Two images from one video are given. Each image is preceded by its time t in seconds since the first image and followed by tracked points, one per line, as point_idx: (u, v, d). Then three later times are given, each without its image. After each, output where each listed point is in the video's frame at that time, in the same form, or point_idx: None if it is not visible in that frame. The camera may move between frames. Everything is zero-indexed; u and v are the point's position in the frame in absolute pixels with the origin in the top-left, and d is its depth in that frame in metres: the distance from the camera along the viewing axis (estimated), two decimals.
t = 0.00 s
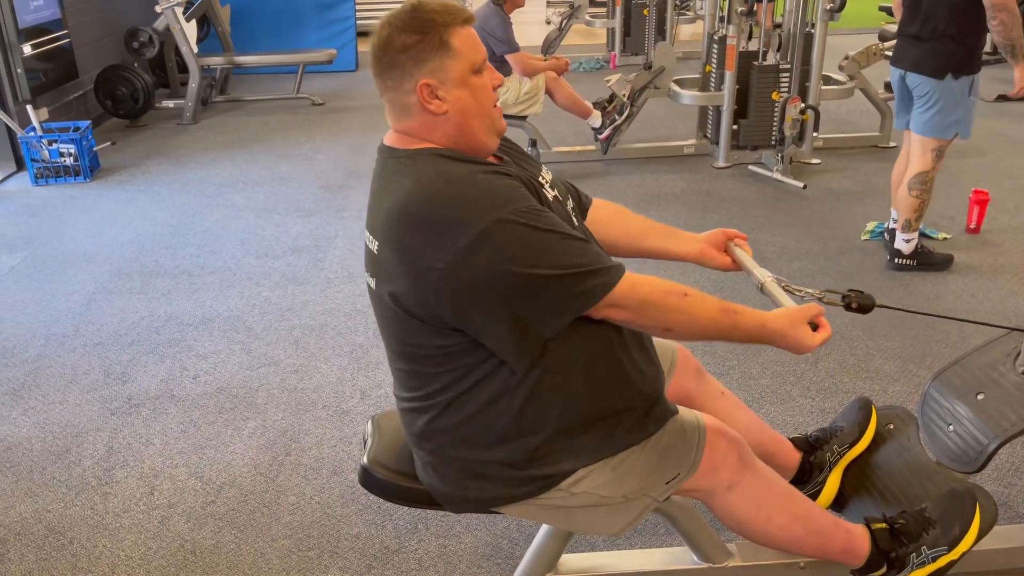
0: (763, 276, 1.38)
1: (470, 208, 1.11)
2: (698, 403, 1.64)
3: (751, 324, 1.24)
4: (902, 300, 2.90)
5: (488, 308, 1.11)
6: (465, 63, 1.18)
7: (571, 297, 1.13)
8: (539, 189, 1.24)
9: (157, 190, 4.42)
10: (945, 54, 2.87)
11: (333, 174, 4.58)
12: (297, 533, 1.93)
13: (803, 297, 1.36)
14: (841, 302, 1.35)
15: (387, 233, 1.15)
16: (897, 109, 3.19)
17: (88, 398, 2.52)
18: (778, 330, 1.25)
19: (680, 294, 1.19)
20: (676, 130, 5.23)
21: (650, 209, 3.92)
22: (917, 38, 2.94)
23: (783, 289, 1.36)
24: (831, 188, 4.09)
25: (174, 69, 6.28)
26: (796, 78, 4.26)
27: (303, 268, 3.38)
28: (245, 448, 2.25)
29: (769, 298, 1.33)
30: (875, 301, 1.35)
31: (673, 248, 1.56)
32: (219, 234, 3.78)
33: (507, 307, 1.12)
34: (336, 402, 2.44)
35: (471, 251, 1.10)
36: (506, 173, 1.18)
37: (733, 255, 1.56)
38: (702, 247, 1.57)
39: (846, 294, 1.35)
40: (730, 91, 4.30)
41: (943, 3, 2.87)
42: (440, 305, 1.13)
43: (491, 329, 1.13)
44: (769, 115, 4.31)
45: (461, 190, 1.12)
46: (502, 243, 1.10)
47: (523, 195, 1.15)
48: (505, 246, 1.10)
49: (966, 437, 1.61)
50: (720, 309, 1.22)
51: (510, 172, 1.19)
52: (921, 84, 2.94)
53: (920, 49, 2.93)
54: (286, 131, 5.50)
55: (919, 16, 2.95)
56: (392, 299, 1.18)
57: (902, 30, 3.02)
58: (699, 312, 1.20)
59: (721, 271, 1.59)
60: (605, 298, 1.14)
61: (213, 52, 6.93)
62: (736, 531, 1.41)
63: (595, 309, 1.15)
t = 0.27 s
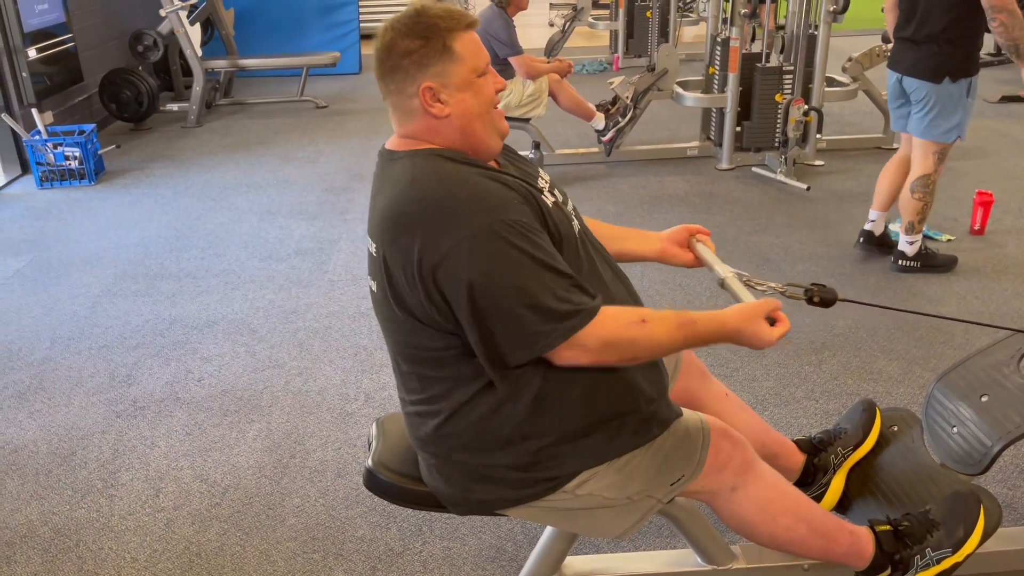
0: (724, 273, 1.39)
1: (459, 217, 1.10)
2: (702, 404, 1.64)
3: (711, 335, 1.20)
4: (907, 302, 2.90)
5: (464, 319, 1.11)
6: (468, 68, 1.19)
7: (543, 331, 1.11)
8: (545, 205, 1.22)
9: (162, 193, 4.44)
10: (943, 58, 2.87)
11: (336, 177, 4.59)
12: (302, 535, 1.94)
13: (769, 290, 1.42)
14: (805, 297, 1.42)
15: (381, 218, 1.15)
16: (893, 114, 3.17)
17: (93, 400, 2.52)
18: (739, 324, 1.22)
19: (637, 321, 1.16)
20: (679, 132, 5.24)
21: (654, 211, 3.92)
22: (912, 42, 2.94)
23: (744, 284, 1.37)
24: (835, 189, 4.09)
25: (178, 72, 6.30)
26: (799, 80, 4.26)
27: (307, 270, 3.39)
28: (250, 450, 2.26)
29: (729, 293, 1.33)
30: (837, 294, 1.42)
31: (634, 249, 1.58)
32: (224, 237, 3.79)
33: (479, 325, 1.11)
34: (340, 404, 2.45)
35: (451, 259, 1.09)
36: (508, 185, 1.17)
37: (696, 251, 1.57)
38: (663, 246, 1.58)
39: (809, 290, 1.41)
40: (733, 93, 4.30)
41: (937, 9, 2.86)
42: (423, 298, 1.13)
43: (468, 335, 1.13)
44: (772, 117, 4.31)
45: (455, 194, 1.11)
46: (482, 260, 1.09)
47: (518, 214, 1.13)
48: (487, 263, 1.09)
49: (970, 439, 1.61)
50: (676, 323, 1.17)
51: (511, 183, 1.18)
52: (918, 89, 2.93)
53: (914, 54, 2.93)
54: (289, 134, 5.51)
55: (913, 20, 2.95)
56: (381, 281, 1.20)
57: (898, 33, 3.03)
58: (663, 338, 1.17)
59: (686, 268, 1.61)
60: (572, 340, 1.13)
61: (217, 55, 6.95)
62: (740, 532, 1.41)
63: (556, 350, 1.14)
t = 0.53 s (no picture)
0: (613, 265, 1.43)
1: (425, 210, 1.09)
2: (703, 404, 1.64)
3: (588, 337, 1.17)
4: (907, 302, 2.90)
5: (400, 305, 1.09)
6: (474, 69, 1.19)
7: (452, 345, 1.06)
8: (528, 239, 1.17)
9: (163, 195, 4.44)
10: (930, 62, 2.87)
11: (337, 179, 4.59)
12: (303, 537, 1.94)
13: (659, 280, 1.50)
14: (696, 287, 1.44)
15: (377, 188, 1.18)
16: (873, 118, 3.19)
17: (94, 402, 2.52)
18: (612, 316, 1.18)
19: (525, 340, 1.11)
20: (680, 133, 5.24)
21: (654, 212, 3.92)
22: (898, 46, 2.95)
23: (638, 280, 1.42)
24: (835, 190, 4.09)
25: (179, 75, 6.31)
26: (800, 81, 4.26)
27: (308, 272, 3.39)
28: (251, 452, 2.26)
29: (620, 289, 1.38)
30: (727, 284, 1.44)
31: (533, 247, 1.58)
32: (224, 239, 3.79)
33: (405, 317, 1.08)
34: (341, 406, 2.45)
35: (406, 244, 1.08)
36: (496, 204, 1.14)
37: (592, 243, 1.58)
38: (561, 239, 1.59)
39: (699, 280, 1.44)
40: (733, 93, 4.29)
41: (918, 13, 2.88)
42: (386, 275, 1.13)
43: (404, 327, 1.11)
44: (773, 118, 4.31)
45: (434, 189, 1.11)
46: (427, 254, 1.06)
47: (484, 231, 1.10)
48: (432, 260, 1.06)
49: (971, 439, 1.61)
50: (559, 331, 1.14)
51: (498, 201, 1.15)
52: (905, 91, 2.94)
53: (902, 58, 2.94)
54: (290, 136, 5.52)
55: (897, 24, 2.97)
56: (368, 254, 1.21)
57: (882, 38, 3.04)
58: (548, 351, 1.13)
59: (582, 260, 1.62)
60: (471, 365, 1.06)
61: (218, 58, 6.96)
62: (741, 533, 1.41)
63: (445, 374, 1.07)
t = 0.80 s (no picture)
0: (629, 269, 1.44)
1: (425, 217, 1.09)
2: (701, 405, 1.64)
3: (600, 336, 1.17)
4: (907, 302, 2.90)
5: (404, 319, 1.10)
6: (464, 71, 1.19)
7: (465, 354, 1.07)
8: (527, 233, 1.18)
9: (163, 197, 4.44)
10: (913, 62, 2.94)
11: (337, 180, 4.59)
12: (303, 538, 1.94)
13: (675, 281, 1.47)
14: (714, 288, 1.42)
15: (370, 197, 1.18)
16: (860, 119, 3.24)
17: (94, 404, 2.53)
18: (625, 317, 1.18)
19: (539, 341, 1.12)
20: (680, 134, 5.24)
21: (654, 213, 3.92)
22: (882, 46, 3.02)
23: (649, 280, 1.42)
24: (834, 190, 4.09)
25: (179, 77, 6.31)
26: (799, 81, 4.27)
27: (308, 273, 3.39)
28: (251, 453, 2.26)
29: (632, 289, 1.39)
30: (744, 286, 1.42)
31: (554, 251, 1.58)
32: (224, 240, 3.79)
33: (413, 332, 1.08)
34: (341, 407, 2.45)
35: (407, 256, 1.09)
36: (492, 203, 1.14)
37: (613, 247, 1.57)
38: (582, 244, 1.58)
39: (717, 280, 1.41)
40: (732, 94, 4.30)
41: (903, 13, 2.93)
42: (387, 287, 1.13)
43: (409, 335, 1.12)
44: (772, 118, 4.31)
45: (430, 195, 1.11)
46: (430, 264, 1.07)
47: (483, 232, 1.10)
48: (436, 269, 1.06)
49: (972, 439, 1.61)
50: (572, 332, 1.15)
51: (494, 200, 1.15)
52: (890, 91, 3.02)
53: (886, 59, 3.01)
54: (290, 137, 5.52)
55: (881, 24, 3.02)
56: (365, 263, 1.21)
57: (868, 36, 3.10)
58: (562, 351, 1.14)
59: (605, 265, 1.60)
60: (486, 370, 1.08)
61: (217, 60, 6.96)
62: (742, 533, 1.41)
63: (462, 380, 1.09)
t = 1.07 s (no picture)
0: (719, 280, 1.38)
1: (455, 219, 1.11)
2: (701, 405, 1.64)
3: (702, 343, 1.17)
4: (906, 301, 2.91)
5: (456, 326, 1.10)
6: (460, 71, 1.19)
7: (540, 338, 1.09)
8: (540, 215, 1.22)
9: (161, 198, 4.44)
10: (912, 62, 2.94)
11: (336, 181, 4.59)
12: (304, 539, 1.94)
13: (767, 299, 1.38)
14: (803, 303, 1.38)
15: (373, 224, 1.16)
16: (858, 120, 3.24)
17: (94, 405, 2.52)
18: (732, 331, 1.19)
19: (632, 327, 1.13)
20: (679, 134, 5.24)
21: (653, 213, 3.92)
22: (878, 46, 3.03)
23: (740, 293, 1.36)
24: (833, 189, 4.10)
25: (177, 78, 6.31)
26: (797, 81, 4.27)
27: (307, 274, 3.39)
28: (251, 454, 2.26)
29: (725, 300, 1.33)
30: (834, 300, 1.39)
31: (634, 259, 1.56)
32: (223, 241, 3.79)
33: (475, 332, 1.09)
34: (341, 408, 2.45)
35: (449, 265, 1.09)
36: (503, 191, 1.17)
37: (696, 259, 1.56)
38: (663, 253, 1.57)
39: (807, 295, 1.38)
40: (731, 94, 4.30)
41: (898, 14, 2.94)
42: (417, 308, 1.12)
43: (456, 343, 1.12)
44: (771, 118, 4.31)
45: (451, 201, 1.12)
46: (479, 263, 1.09)
47: (512, 220, 1.13)
48: (486, 265, 1.09)
49: (971, 437, 1.61)
50: (674, 329, 1.15)
51: (505, 188, 1.18)
52: (886, 90, 3.02)
53: (883, 58, 3.01)
54: (288, 138, 5.52)
55: (877, 26, 3.04)
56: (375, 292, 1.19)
57: (865, 37, 3.11)
58: (659, 344, 1.14)
59: (686, 276, 1.59)
60: (575, 344, 1.11)
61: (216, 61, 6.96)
62: (742, 532, 1.41)
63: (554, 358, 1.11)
